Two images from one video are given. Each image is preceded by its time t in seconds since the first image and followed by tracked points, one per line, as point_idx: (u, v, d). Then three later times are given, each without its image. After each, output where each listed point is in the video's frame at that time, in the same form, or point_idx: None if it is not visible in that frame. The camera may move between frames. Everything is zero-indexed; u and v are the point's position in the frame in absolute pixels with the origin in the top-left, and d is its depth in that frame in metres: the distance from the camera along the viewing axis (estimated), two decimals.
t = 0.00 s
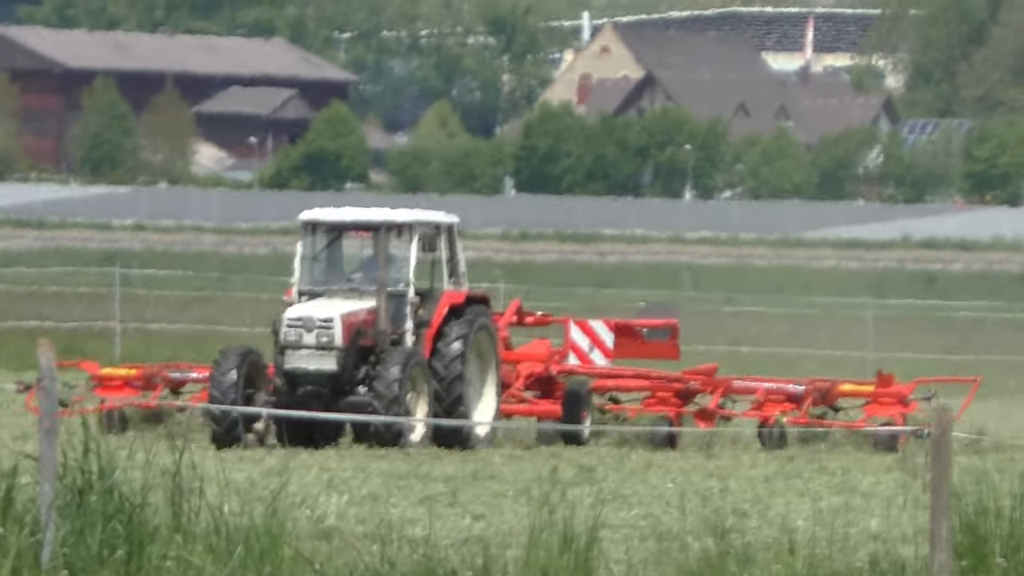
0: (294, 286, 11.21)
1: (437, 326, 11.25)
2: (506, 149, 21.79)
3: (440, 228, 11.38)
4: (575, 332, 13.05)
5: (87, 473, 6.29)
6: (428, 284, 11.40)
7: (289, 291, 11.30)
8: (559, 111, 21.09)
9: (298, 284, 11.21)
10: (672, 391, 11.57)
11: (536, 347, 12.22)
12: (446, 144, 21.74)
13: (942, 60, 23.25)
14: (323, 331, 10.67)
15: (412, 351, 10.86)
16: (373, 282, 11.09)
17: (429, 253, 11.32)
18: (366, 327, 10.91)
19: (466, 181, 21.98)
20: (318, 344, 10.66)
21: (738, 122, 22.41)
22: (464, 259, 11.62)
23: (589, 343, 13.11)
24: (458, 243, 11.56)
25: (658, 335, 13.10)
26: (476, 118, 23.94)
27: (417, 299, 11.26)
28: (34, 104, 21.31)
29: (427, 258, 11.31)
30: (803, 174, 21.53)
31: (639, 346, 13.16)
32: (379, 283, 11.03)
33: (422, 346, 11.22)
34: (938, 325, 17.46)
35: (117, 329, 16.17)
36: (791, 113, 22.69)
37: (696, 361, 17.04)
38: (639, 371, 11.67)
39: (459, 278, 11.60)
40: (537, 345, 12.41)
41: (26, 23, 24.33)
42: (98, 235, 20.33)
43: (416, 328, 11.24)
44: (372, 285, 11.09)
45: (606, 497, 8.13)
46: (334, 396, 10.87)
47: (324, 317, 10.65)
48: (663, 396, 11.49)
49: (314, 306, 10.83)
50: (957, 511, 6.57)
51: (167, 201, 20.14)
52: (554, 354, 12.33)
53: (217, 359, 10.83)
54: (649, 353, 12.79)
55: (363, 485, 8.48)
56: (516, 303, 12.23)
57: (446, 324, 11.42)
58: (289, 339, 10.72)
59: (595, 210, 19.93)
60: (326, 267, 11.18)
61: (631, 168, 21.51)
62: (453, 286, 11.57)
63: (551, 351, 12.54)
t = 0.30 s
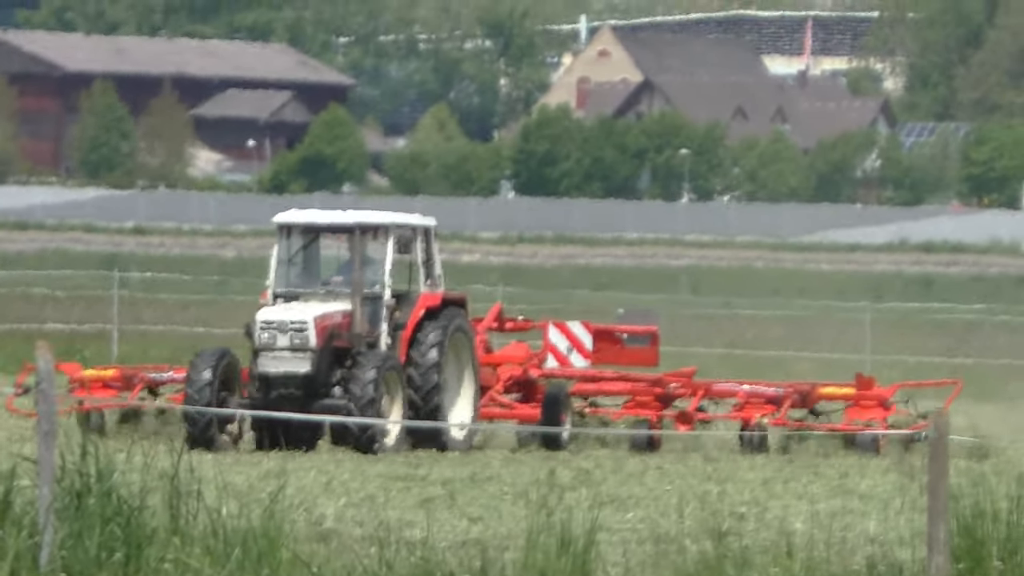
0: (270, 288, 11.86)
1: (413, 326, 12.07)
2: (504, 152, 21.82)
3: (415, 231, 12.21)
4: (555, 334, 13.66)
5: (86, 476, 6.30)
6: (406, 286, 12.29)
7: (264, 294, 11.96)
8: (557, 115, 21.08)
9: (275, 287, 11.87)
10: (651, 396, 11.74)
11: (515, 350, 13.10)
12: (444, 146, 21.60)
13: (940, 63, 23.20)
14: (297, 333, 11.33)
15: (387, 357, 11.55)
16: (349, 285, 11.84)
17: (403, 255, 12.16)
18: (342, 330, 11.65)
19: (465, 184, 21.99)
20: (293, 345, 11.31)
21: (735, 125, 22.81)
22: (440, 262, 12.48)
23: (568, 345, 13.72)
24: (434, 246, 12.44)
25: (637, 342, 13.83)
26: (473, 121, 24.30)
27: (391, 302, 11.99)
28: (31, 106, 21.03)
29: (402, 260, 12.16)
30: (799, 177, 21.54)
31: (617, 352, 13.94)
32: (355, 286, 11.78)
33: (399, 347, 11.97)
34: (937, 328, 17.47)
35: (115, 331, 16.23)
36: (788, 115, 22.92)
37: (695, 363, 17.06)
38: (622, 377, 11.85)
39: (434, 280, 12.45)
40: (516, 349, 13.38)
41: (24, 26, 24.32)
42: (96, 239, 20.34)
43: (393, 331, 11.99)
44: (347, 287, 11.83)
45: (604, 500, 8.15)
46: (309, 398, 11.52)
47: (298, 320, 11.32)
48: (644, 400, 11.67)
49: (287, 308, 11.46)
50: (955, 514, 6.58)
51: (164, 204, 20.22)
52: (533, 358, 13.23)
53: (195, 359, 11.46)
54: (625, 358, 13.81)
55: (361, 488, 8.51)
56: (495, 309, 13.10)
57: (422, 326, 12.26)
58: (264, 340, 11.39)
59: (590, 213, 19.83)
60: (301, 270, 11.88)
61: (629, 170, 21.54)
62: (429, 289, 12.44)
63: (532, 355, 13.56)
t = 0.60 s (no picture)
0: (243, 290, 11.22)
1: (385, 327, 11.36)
2: (499, 154, 21.80)
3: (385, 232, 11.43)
4: (528, 334, 12.72)
5: (80, 478, 6.30)
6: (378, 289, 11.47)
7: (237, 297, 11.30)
8: (552, 116, 21.35)
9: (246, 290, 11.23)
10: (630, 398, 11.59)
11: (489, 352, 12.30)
12: (438, 148, 21.60)
13: (937, 63, 23.12)
14: (267, 334, 10.69)
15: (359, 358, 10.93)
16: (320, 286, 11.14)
17: (373, 255, 11.34)
18: (311, 331, 10.93)
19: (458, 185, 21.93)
20: (263, 348, 10.66)
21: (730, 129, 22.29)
22: (413, 262, 11.75)
23: (543, 346, 12.78)
24: (407, 248, 11.71)
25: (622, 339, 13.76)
26: (467, 122, 24.00)
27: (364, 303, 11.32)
28: (27, 107, 20.97)
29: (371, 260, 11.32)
30: (796, 178, 21.42)
31: (598, 353, 12.93)
32: (325, 287, 11.09)
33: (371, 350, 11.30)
34: (932, 330, 17.47)
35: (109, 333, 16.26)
36: (782, 117, 22.70)
37: (690, 365, 17.06)
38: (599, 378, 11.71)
39: (408, 280, 11.73)
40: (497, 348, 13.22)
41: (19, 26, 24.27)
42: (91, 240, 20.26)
43: (364, 333, 11.32)
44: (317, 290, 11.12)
45: (599, 502, 8.14)
46: (279, 402, 10.81)
47: (268, 320, 10.68)
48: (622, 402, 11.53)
49: (257, 311, 10.85)
50: (950, 516, 6.58)
51: (159, 204, 20.13)
52: (508, 360, 12.36)
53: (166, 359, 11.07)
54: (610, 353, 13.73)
55: (357, 489, 8.50)
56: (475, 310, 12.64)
57: (394, 327, 11.56)
58: (233, 343, 10.75)
59: (585, 212, 20.04)
60: (274, 272, 11.22)
61: (624, 171, 21.49)
62: (403, 289, 11.69)
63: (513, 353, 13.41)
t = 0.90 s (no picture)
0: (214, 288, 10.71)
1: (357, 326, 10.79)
2: (493, 153, 21.79)
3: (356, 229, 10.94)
4: (503, 334, 12.14)
5: (75, 476, 6.27)
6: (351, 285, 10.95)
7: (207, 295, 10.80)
8: (547, 115, 21.29)
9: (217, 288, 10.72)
10: (605, 397, 11.38)
11: (465, 351, 11.87)
12: (432, 147, 21.61)
13: (931, 62, 23.13)
14: (237, 333, 10.16)
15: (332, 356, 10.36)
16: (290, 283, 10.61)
17: (347, 254, 10.88)
18: (283, 329, 10.40)
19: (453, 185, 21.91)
20: (233, 347, 10.14)
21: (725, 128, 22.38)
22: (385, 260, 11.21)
23: (517, 345, 12.15)
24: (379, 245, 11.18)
25: (595, 342, 12.28)
26: (462, 122, 24.07)
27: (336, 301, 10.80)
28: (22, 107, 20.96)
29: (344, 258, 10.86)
30: (791, 177, 21.41)
31: (574, 354, 12.32)
32: (296, 284, 10.54)
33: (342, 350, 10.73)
34: (926, 329, 17.50)
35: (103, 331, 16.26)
36: (778, 116, 22.60)
37: (685, 364, 17.07)
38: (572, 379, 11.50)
39: (379, 279, 11.19)
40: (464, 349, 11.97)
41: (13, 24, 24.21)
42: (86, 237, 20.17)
43: (335, 331, 10.76)
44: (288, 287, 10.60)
45: (594, 501, 8.13)
46: (250, 401, 10.26)
47: (238, 318, 10.13)
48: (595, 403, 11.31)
49: (229, 308, 10.31)
50: (945, 515, 6.59)
51: (154, 202, 20.09)
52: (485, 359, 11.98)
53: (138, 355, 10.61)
54: (583, 360, 12.31)
55: (352, 488, 8.49)
56: (451, 310, 12.15)
57: (367, 325, 10.98)
58: (203, 342, 10.21)
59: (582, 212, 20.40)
60: (245, 270, 10.72)
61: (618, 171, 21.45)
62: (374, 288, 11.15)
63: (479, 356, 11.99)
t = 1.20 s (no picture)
0: (188, 285, 10.53)
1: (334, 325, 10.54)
2: (489, 152, 21.75)
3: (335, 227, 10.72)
4: (478, 331, 12.17)
5: (72, 476, 6.31)
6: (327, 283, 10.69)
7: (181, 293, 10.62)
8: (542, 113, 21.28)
9: (191, 285, 10.54)
10: (581, 395, 11.35)
11: (441, 350, 11.63)
12: (427, 146, 21.64)
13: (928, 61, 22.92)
14: (212, 332, 9.94)
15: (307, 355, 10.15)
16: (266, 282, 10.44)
17: (324, 253, 10.65)
18: (257, 328, 10.15)
19: (448, 183, 21.88)
20: (208, 345, 9.93)
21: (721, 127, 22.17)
22: (363, 259, 10.95)
23: (493, 343, 12.22)
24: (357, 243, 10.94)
25: (570, 342, 12.24)
26: (458, 121, 23.86)
27: (313, 299, 10.55)
28: (19, 105, 20.93)
29: (321, 258, 10.63)
30: (786, 176, 21.42)
31: (550, 353, 12.30)
32: (272, 283, 10.34)
33: (318, 347, 10.49)
34: (921, 327, 17.53)
35: (98, 328, 16.23)
36: (774, 115, 22.54)
37: (680, 363, 17.07)
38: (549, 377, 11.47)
39: (357, 277, 10.92)
40: (441, 347, 11.71)
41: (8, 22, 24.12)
42: (80, 237, 20.08)
43: (312, 330, 10.53)
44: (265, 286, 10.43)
45: (591, 499, 8.11)
46: (226, 398, 10.04)
47: (213, 317, 9.91)
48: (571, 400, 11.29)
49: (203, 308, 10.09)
50: (942, 514, 6.59)
51: (149, 202, 20.01)
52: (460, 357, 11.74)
53: (110, 354, 10.46)
54: (560, 361, 12.26)
55: (348, 487, 8.48)
56: (424, 309, 11.98)
57: (343, 326, 10.71)
58: (178, 339, 9.99)
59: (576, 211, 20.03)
60: (221, 267, 10.57)
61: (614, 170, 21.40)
62: (350, 286, 10.87)
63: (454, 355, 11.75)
